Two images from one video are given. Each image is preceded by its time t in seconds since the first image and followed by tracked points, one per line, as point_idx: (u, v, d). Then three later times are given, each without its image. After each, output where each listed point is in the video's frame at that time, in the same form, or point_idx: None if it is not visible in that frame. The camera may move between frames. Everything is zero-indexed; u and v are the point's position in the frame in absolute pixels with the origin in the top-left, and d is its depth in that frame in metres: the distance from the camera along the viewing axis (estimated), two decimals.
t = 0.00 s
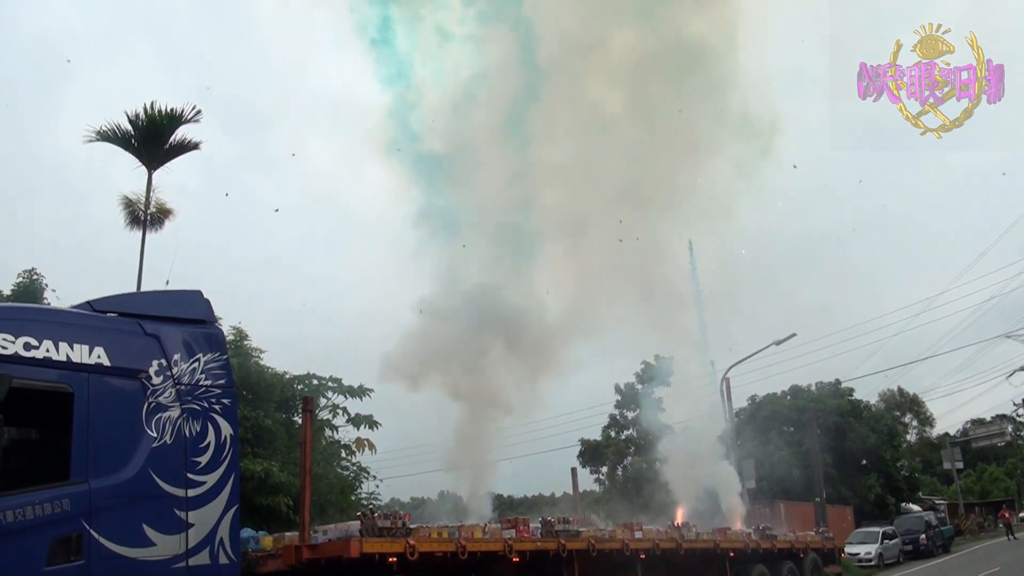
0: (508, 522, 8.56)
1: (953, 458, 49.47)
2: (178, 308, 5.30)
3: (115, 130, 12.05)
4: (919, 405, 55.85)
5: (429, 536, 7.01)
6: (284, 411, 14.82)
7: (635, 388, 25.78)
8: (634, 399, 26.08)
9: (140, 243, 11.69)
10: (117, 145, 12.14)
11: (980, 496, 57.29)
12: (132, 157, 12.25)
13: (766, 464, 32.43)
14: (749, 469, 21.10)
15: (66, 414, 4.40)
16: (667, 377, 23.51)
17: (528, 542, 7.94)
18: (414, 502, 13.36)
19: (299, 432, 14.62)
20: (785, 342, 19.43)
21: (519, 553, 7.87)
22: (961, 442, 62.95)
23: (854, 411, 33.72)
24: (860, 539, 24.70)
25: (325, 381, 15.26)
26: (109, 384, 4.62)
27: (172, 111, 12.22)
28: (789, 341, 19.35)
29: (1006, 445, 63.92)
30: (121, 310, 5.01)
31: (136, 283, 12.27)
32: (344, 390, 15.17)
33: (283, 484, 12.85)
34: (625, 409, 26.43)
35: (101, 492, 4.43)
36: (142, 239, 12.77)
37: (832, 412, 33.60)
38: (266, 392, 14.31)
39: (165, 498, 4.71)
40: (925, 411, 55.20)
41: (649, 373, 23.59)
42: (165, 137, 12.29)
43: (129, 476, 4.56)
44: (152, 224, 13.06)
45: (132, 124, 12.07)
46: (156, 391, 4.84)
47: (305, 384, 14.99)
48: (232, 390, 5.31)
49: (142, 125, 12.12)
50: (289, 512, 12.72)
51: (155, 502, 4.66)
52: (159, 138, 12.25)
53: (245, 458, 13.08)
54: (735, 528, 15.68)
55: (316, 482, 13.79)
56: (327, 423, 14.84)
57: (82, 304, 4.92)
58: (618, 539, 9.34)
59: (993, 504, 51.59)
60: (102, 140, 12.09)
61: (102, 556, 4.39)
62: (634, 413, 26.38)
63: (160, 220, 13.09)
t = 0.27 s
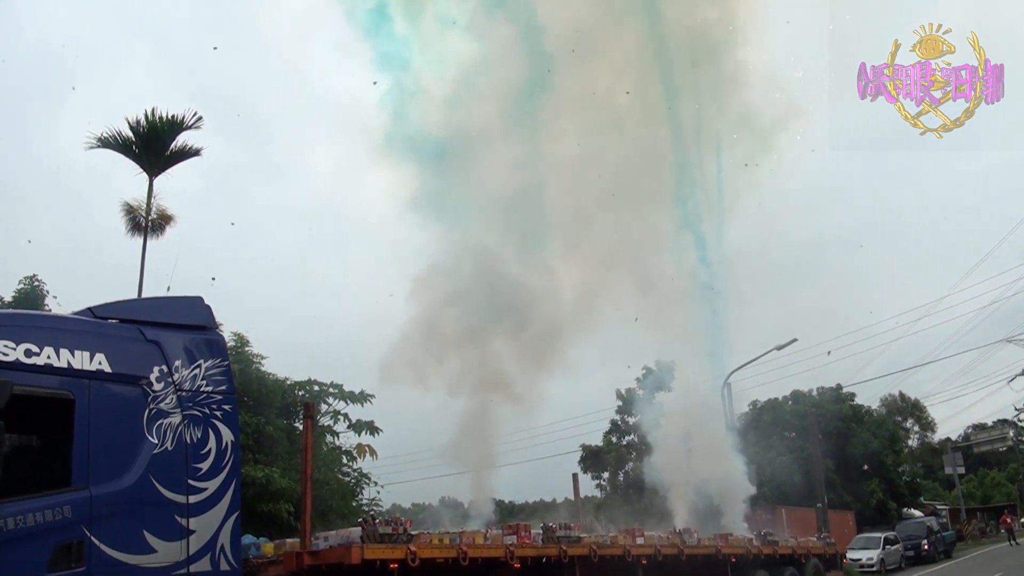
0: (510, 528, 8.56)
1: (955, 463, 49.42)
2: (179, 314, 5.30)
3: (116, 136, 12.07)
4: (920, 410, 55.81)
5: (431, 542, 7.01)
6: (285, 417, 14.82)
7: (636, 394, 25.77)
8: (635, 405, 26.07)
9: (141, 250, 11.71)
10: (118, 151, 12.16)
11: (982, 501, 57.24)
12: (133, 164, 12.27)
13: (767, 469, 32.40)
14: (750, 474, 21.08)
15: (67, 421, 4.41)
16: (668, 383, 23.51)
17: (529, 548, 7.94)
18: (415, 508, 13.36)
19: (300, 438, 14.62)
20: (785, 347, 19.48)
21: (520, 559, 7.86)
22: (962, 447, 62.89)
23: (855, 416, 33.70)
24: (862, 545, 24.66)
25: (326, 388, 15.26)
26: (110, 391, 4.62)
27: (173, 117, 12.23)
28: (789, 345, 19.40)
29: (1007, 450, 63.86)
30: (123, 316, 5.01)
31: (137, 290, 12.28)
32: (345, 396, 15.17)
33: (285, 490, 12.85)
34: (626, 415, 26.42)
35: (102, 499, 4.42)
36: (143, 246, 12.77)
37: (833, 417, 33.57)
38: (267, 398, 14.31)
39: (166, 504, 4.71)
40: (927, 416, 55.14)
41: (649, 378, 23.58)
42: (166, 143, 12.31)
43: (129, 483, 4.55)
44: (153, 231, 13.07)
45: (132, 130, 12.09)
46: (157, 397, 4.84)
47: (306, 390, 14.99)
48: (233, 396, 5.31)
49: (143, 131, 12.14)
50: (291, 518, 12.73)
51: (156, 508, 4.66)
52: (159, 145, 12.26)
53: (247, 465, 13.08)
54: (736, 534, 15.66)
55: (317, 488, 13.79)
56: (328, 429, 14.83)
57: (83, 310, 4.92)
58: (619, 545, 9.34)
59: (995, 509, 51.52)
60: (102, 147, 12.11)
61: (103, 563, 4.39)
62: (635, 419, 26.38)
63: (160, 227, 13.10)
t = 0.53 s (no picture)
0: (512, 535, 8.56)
1: (957, 468, 49.36)
2: (180, 321, 5.30)
3: (117, 143, 12.08)
4: (922, 415, 55.76)
5: (432, 549, 7.00)
6: (286, 424, 14.83)
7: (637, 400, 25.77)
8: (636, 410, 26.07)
9: (142, 257, 11.72)
10: (119, 158, 12.16)
11: (984, 506, 57.15)
12: (134, 170, 12.27)
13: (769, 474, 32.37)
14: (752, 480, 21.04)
15: (67, 427, 4.40)
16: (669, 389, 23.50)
17: (530, 553, 7.92)
18: (417, 515, 13.34)
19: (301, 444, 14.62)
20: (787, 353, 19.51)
21: (521, 565, 7.85)
22: (964, 452, 62.81)
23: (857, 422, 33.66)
24: (864, 550, 24.63)
25: (326, 393, 15.26)
26: (110, 398, 4.62)
27: (174, 124, 12.24)
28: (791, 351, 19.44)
29: (1010, 455, 63.77)
30: (124, 323, 5.02)
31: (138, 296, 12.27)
32: (346, 402, 15.17)
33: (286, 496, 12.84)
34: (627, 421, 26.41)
35: (102, 506, 4.41)
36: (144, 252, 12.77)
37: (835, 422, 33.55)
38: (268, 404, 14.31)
39: (167, 511, 4.70)
40: (929, 421, 55.07)
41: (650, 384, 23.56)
42: (167, 150, 12.32)
43: (130, 489, 4.55)
44: (154, 237, 13.07)
45: (133, 137, 12.10)
46: (157, 404, 4.83)
47: (308, 397, 14.98)
48: (234, 403, 5.30)
49: (144, 138, 12.15)
50: (291, 525, 12.72)
51: (156, 515, 4.64)
52: (161, 151, 12.27)
53: (248, 471, 13.07)
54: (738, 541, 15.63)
55: (319, 494, 13.79)
56: (329, 435, 14.82)
57: (84, 317, 4.92)
58: (622, 551, 9.32)
59: (997, 514, 51.43)
60: (104, 154, 12.11)
61: (104, 569, 4.38)
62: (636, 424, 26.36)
63: (161, 233, 13.10)
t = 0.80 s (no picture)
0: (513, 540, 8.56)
1: (958, 473, 49.32)
2: (181, 326, 5.30)
3: (117, 149, 12.09)
4: (923, 420, 55.75)
5: (432, 554, 7.00)
6: (287, 430, 14.82)
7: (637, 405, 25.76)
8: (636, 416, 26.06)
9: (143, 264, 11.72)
10: (120, 164, 12.17)
11: (985, 511, 57.09)
12: (135, 177, 12.28)
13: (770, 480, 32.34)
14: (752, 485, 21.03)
15: (68, 434, 4.40)
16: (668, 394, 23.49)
17: (532, 559, 7.91)
18: (418, 521, 13.34)
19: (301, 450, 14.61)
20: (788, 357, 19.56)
21: (522, 571, 7.84)
22: (965, 456, 62.78)
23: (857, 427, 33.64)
24: (865, 555, 24.60)
25: (326, 399, 15.25)
26: (111, 404, 4.62)
27: (174, 130, 12.25)
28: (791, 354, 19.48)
29: (1011, 459, 63.72)
30: (124, 329, 5.02)
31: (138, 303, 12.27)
32: (347, 407, 15.16)
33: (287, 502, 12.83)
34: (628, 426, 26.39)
35: (103, 512, 4.41)
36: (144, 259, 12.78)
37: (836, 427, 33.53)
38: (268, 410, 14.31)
39: (167, 517, 4.69)
40: (929, 426, 55.03)
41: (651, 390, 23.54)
42: (168, 156, 12.33)
43: (131, 496, 4.55)
44: (154, 244, 13.08)
45: (134, 143, 12.11)
46: (158, 410, 4.83)
47: (308, 403, 14.98)
48: (235, 409, 5.30)
49: (144, 144, 12.16)
50: (292, 531, 12.71)
51: (157, 521, 4.64)
52: (162, 157, 12.28)
53: (248, 478, 13.07)
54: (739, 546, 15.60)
55: (319, 499, 13.78)
56: (329, 441, 14.82)
57: (84, 322, 4.93)
58: (622, 556, 9.32)
59: (998, 518, 51.38)
60: (104, 160, 12.13)
61: None
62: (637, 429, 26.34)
63: (162, 239, 13.11)
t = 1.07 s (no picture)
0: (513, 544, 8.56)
1: (958, 476, 49.32)
2: (180, 331, 5.30)
3: (116, 154, 12.09)
4: (923, 423, 55.76)
5: (432, 560, 7.01)
6: (286, 434, 14.81)
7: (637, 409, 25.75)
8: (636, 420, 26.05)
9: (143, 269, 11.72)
10: (119, 169, 12.17)
11: (985, 514, 57.08)
12: (134, 182, 12.28)
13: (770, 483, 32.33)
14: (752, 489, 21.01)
15: (68, 439, 4.40)
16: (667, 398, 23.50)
17: (532, 563, 7.90)
18: (418, 525, 13.33)
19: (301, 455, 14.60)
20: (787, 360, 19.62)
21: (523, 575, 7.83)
22: (965, 459, 62.78)
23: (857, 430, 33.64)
24: (865, 559, 24.58)
25: (326, 404, 15.25)
26: (111, 409, 4.61)
27: (174, 135, 12.26)
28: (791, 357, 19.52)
29: (1011, 462, 63.72)
30: (124, 334, 5.01)
31: (138, 307, 12.27)
32: (346, 412, 15.15)
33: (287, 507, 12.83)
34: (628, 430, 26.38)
35: (103, 517, 4.41)
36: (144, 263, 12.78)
37: (835, 430, 33.53)
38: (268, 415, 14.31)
39: (167, 523, 4.68)
40: (929, 429, 55.04)
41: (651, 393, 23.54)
42: (167, 161, 12.33)
43: (131, 501, 4.54)
44: (154, 248, 13.08)
45: (133, 148, 12.11)
46: (157, 415, 4.82)
47: (307, 407, 14.98)
48: (235, 414, 5.29)
49: (143, 149, 12.16)
50: (292, 536, 12.71)
51: (156, 526, 4.63)
52: (161, 162, 12.29)
53: (248, 482, 13.06)
54: (739, 549, 15.57)
55: (319, 504, 13.77)
56: (330, 445, 14.81)
57: (84, 328, 4.92)
58: (622, 560, 9.32)
59: (998, 521, 51.36)
60: (104, 165, 12.13)
61: None
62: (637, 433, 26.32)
63: (161, 244, 13.11)
